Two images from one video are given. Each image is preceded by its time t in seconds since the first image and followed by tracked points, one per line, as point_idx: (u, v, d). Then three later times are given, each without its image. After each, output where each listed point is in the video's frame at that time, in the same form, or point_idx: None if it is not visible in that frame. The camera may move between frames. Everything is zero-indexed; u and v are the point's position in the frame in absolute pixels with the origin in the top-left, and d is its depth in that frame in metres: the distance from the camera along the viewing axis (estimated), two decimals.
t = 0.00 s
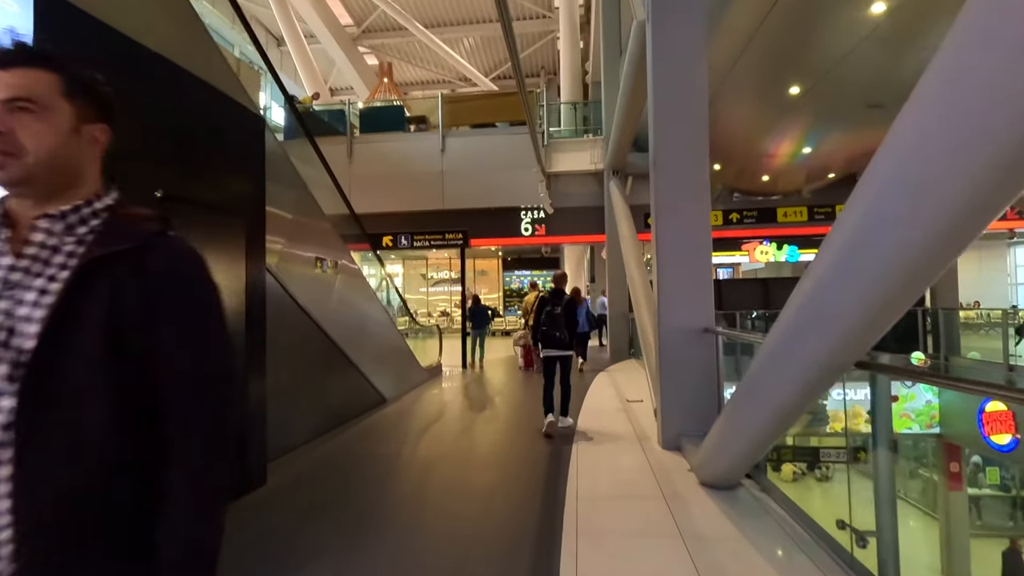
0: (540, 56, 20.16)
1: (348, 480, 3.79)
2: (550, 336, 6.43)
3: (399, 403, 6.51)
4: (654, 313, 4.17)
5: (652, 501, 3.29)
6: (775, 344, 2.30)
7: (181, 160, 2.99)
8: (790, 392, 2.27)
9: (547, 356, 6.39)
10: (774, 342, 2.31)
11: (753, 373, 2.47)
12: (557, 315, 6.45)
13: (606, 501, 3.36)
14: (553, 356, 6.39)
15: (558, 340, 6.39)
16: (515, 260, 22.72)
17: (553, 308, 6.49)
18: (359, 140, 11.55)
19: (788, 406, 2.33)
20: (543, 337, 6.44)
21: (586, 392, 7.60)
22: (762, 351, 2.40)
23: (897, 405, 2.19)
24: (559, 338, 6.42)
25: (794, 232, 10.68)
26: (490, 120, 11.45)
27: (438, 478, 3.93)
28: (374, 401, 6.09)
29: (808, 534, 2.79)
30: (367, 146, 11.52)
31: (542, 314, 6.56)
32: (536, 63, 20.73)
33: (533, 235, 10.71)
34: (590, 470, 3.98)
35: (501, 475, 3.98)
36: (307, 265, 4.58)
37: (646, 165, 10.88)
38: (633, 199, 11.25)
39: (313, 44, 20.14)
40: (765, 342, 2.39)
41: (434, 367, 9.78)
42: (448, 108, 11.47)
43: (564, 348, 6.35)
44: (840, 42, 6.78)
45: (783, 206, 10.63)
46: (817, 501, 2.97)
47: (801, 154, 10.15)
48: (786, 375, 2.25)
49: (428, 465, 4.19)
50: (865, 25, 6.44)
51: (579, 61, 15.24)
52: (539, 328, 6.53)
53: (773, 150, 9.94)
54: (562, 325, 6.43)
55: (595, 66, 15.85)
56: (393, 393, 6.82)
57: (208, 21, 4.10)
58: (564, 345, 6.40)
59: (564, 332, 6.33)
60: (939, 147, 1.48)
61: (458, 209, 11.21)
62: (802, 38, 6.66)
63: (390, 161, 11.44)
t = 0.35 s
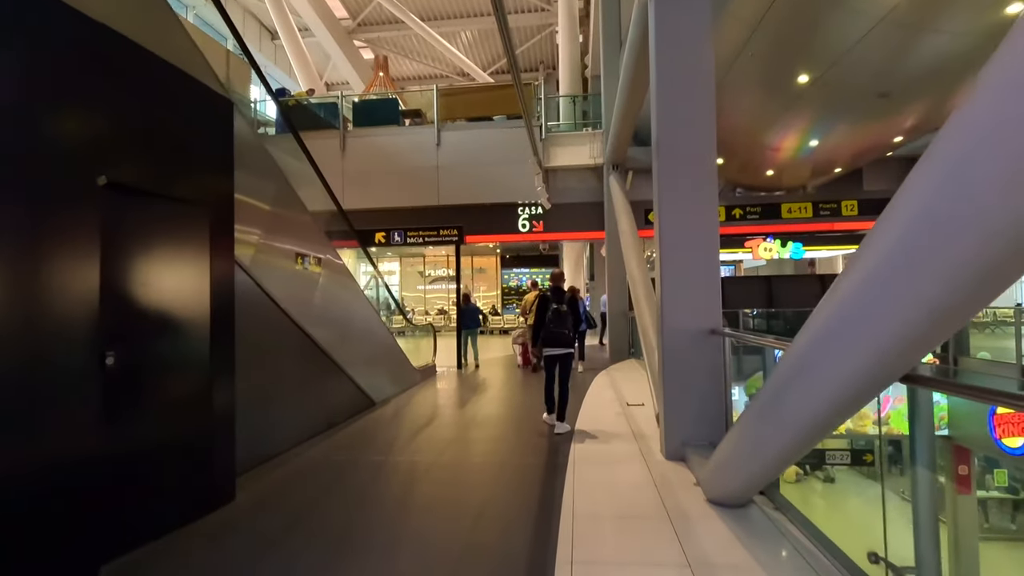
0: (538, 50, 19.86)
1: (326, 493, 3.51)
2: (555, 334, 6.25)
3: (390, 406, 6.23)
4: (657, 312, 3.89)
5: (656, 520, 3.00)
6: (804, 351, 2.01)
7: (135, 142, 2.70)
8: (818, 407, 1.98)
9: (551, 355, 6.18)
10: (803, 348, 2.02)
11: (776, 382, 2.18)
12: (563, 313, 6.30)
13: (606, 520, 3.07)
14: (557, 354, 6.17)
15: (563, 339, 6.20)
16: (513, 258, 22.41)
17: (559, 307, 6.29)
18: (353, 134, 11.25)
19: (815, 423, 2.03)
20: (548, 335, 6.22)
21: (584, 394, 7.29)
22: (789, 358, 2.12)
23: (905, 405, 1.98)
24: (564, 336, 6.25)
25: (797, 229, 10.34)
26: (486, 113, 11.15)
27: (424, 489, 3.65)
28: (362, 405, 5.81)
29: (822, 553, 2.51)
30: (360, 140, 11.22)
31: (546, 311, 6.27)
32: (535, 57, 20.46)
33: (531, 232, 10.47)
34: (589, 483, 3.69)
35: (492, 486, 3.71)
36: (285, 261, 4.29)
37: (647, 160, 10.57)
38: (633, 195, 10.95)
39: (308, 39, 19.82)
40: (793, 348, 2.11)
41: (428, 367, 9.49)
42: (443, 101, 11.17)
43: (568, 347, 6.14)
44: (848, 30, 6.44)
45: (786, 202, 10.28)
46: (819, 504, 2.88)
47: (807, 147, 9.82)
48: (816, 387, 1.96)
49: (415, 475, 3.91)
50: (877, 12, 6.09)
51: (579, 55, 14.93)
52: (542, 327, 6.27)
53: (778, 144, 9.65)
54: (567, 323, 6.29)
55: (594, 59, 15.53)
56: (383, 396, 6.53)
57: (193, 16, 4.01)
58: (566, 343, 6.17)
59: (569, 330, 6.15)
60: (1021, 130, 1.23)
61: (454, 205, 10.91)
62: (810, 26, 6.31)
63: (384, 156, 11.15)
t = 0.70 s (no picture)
0: (538, 50, 19.69)
1: (303, 511, 3.22)
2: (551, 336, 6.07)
3: (381, 414, 5.94)
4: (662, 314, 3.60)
5: (665, 543, 2.68)
6: (852, 362, 1.67)
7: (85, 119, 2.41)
8: (851, 438, 1.73)
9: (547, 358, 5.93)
10: (850, 357, 1.69)
11: (814, 392, 1.85)
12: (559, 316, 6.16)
13: (609, 541, 2.76)
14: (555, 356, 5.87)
15: (560, 340, 5.98)
16: (513, 260, 22.10)
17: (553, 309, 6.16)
18: (348, 132, 10.99)
19: (845, 456, 1.79)
20: (545, 337, 5.93)
21: (585, 401, 6.97)
22: (832, 366, 1.78)
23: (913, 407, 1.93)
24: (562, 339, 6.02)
25: (804, 230, 10.07)
26: (484, 111, 10.89)
27: (409, 505, 3.37)
28: (351, 412, 5.51)
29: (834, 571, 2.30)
30: (355, 139, 10.96)
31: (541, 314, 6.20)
32: (535, 57, 20.28)
33: (531, 233, 10.20)
34: (590, 497, 3.38)
35: (485, 502, 3.41)
36: (263, 260, 4.01)
37: (649, 159, 10.30)
38: (635, 195, 10.67)
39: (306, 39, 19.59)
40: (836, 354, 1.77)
41: (423, 372, 9.20)
42: (440, 99, 10.90)
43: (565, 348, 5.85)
44: (859, 20, 6.17)
45: (793, 202, 10.04)
46: (827, 513, 2.67)
47: (816, 144, 9.52)
48: (848, 416, 1.71)
49: (401, 490, 3.62)
50: None
51: (579, 54, 14.70)
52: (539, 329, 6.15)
53: (784, 142, 9.37)
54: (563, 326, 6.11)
55: (595, 58, 15.30)
56: (374, 403, 6.24)
57: (186, 17, 3.83)
58: (564, 346, 5.96)
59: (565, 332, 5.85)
60: None
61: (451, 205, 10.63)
62: (820, 15, 6.05)
63: (380, 155, 10.87)
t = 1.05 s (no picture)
0: (540, 44, 19.38)
1: (282, 529, 2.93)
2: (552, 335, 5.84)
3: (374, 418, 5.64)
4: (675, 311, 3.30)
5: (680, 567, 2.38)
6: (930, 388, 1.46)
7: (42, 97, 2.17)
8: (941, 469, 1.47)
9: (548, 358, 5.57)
10: (918, 387, 1.50)
11: (866, 424, 1.67)
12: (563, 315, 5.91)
13: (619, 564, 2.45)
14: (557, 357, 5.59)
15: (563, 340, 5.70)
16: (515, 258, 21.77)
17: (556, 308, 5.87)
18: (344, 125, 10.68)
19: (927, 491, 1.52)
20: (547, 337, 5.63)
21: (588, 402, 6.67)
22: (889, 397, 1.60)
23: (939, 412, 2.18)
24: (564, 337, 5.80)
25: (815, 226, 9.79)
26: (484, 104, 10.57)
27: (398, 521, 3.08)
28: (341, 416, 5.22)
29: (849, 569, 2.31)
30: (352, 132, 10.64)
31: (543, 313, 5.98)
32: (537, 52, 19.96)
33: (532, 228, 9.93)
34: (596, 509, 3.08)
35: (482, 516, 3.12)
36: (242, 253, 3.72)
37: (654, 152, 9.99)
38: (640, 189, 10.35)
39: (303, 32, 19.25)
40: (897, 383, 1.58)
41: (421, 372, 8.91)
42: (439, 92, 10.59)
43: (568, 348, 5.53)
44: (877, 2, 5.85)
45: (801, 198, 9.77)
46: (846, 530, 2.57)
47: (832, 134, 9.08)
48: (939, 442, 1.46)
49: (391, 503, 3.33)
50: None
51: (582, 47, 14.36)
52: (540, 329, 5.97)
53: (794, 134, 9.06)
54: (566, 324, 5.84)
55: (598, 51, 14.96)
56: (367, 406, 5.95)
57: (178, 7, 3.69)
58: (566, 346, 5.60)
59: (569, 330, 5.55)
60: None
61: (450, 200, 10.33)
62: None
63: (377, 148, 10.57)
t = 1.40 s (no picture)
0: (540, 40, 19.03)
1: (256, 554, 2.63)
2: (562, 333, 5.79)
3: (368, 425, 5.34)
4: (693, 311, 3.00)
5: None
6: None
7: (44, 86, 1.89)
8: None
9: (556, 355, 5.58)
10: None
11: (939, 477, 1.44)
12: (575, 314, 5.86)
13: None
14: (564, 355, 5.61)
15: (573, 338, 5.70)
16: (515, 257, 21.49)
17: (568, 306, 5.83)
18: (340, 121, 10.39)
19: None
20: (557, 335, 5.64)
21: (593, 407, 6.37)
22: (969, 450, 1.37)
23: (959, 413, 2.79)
24: (574, 336, 5.78)
25: (825, 224, 9.51)
26: (484, 99, 10.27)
27: (389, 544, 2.77)
28: (332, 423, 4.92)
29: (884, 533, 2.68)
30: (348, 128, 10.35)
31: (554, 311, 5.83)
32: (537, 48, 19.60)
33: (533, 227, 9.66)
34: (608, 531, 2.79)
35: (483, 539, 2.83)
36: (219, 247, 3.42)
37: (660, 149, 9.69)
38: (645, 187, 10.06)
39: (300, 28, 18.90)
40: None
41: (419, 375, 8.60)
42: (437, 87, 10.30)
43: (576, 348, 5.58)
44: None
45: (812, 195, 9.51)
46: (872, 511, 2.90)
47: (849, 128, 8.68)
48: None
49: (378, 521, 3.03)
50: None
51: (584, 41, 14.03)
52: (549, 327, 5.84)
53: (805, 129, 8.77)
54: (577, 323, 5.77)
55: (600, 45, 14.64)
56: (361, 413, 5.64)
57: None
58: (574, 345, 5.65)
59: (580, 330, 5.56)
60: None
61: (449, 197, 10.02)
62: None
63: (374, 145, 10.28)
